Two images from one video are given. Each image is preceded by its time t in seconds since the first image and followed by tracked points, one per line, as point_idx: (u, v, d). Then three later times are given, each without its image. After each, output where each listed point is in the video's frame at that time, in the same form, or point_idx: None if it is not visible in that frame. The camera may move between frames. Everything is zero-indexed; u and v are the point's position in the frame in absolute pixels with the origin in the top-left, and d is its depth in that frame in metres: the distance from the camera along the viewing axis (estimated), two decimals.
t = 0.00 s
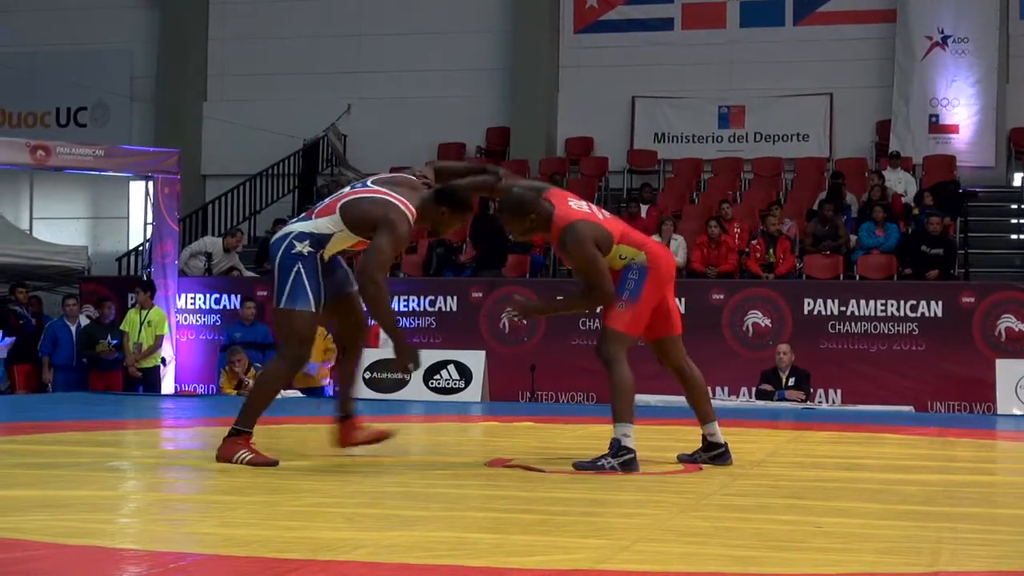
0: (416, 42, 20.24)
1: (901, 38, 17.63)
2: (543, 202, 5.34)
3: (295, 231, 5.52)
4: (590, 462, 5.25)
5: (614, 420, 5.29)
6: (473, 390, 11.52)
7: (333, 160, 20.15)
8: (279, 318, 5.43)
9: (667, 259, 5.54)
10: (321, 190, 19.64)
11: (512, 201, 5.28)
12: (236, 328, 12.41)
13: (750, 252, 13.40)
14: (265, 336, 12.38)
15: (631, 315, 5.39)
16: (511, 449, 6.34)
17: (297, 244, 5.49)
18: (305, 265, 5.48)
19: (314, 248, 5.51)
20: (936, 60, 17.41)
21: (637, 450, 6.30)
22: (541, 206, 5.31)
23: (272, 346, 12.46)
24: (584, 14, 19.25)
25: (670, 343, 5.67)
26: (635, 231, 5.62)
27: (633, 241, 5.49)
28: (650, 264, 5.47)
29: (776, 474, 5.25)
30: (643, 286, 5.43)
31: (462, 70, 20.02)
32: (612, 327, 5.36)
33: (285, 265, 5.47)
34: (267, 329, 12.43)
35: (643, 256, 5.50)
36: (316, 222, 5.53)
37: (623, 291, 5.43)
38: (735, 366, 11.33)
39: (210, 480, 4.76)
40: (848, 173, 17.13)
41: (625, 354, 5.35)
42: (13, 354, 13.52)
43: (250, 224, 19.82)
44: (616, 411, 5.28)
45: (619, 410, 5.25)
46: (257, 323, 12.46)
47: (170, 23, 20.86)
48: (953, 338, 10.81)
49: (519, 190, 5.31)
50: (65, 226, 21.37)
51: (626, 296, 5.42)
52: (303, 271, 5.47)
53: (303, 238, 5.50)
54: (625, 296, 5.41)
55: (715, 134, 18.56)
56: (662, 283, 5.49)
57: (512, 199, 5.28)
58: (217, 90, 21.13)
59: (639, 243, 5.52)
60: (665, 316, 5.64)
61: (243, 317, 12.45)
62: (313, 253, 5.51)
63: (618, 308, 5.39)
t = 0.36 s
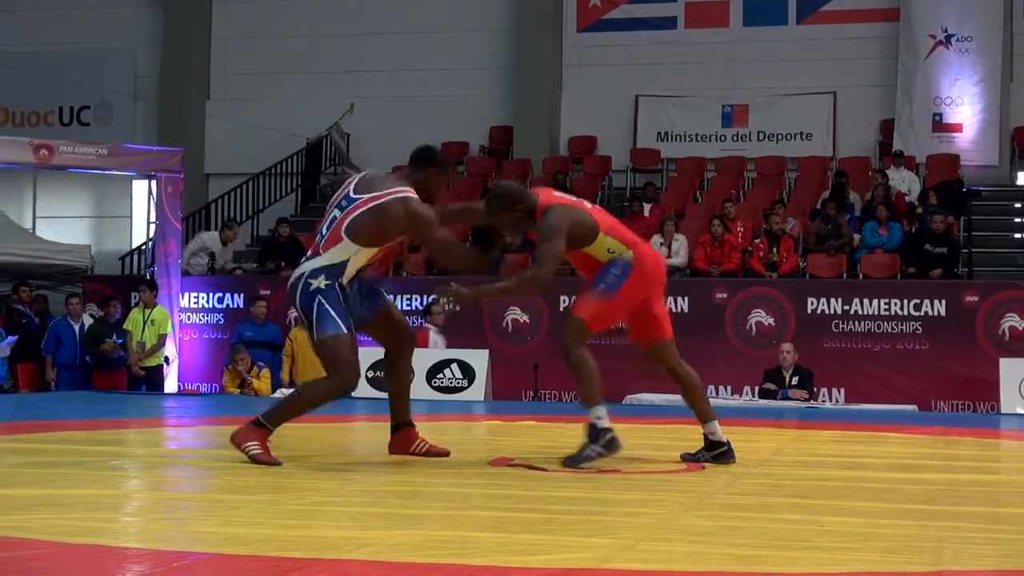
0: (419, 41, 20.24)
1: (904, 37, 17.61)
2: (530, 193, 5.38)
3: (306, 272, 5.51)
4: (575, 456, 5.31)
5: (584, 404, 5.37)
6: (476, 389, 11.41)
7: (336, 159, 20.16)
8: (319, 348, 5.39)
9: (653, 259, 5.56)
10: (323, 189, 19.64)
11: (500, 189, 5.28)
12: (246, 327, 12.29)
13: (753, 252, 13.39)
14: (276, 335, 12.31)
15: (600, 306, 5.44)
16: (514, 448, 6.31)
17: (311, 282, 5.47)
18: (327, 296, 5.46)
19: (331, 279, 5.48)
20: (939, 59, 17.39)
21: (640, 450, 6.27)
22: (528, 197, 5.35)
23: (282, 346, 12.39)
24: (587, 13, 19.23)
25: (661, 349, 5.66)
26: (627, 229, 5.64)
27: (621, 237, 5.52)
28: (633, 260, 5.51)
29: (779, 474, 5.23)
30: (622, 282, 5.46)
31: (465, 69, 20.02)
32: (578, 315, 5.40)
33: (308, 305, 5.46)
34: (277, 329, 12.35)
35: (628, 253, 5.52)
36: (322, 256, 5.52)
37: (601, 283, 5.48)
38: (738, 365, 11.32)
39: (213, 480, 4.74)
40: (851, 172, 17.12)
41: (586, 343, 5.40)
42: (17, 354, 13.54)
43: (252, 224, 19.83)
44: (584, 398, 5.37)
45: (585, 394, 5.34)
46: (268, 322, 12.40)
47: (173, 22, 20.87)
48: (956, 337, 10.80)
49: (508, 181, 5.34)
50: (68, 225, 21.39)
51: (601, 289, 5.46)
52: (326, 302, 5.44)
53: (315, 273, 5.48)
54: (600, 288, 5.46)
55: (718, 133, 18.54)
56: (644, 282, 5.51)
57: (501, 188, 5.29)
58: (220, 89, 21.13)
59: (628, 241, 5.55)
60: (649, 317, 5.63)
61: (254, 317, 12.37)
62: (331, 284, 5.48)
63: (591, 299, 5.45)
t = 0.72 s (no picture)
0: (422, 41, 20.25)
1: (908, 37, 17.60)
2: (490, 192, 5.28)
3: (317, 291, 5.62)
4: (503, 460, 5.30)
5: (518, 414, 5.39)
6: (479, 389, 11.42)
7: (339, 159, 20.16)
8: (320, 363, 5.49)
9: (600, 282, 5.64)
10: (326, 189, 19.64)
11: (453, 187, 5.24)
12: (246, 327, 12.28)
13: (756, 252, 13.37)
14: (274, 335, 12.28)
15: (547, 325, 5.51)
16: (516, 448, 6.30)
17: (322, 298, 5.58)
18: (329, 312, 5.55)
19: (336, 298, 5.58)
20: (942, 59, 17.40)
21: (641, 450, 6.26)
22: (485, 194, 5.25)
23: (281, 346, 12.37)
24: (590, 13, 19.23)
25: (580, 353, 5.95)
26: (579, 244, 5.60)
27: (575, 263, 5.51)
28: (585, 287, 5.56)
29: (781, 474, 5.23)
30: (574, 305, 5.54)
31: (468, 70, 20.02)
32: (524, 328, 5.46)
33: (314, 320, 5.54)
34: (276, 329, 12.33)
35: (583, 278, 5.55)
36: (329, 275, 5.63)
37: (552, 301, 5.51)
38: (742, 365, 11.32)
39: (216, 480, 4.75)
40: (855, 172, 17.10)
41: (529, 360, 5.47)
42: (19, 354, 13.57)
43: (255, 224, 19.85)
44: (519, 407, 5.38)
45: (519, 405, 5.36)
46: (266, 322, 12.39)
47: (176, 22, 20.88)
48: (959, 337, 10.80)
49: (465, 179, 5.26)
50: (71, 225, 21.41)
51: (551, 308, 5.51)
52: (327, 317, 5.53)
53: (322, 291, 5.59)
54: (551, 308, 5.50)
55: (721, 133, 18.53)
56: (590, 303, 5.62)
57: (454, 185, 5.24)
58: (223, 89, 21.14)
59: (581, 264, 5.54)
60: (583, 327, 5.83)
61: (252, 316, 12.38)
62: (336, 303, 5.57)
63: (542, 316, 5.49)
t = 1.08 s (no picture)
0: (425, 41, 20.25)
1: (911, 36, 17.56)
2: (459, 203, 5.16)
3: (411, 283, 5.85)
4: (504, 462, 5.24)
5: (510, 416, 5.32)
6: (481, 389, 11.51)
7: (341, 159, 20.18)
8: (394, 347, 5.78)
9: (565, 283, 5.46)
10: (329, 189, 19.66)
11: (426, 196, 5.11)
12: (239, 327, 12.42)
13: (758, 252, 13.35)
14: (267, 333, 12.44)
15: (511, 331, 5.34)
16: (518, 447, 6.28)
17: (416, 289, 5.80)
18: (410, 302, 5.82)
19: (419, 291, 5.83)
20: (945, 58, 17.39)
21: (645, 449, 6.25)
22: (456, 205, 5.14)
23: (275, 343, 12.53)
24: (593, 12, 19.22)
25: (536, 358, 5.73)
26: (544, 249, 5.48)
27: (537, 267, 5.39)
28: (548, 289, 5.40)
29: (785, 474, 5.22)
30: (536, 309, 5.35)
31: (470, 70, 20.02)
32: (488, 336, 5.32)
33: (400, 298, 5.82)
34: (268, 327, 12.50)
35: (543, 280, 5.40)
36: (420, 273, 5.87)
37: (514, 306, 5.34)
38: (745, 364, 11.31)
39: (218, 480, 4.74)
40: (858, 172, 17.10)
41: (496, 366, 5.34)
42: (21, 353, 13.58)
43: (258, 224, 19.88)
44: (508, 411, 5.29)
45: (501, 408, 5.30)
46: (258, 321, 12.53)
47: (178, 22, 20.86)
48: (962, 336, 10.79)
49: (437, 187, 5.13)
50: (74, 224, 21.44)
51: (514, 312, 5.34)
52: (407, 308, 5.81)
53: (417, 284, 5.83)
54: (514, 311, 5.33)
55: (723, 133, 18.54)
56: (556, 307, 5.43)
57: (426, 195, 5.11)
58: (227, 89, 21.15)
59: (540, 267, 5.41)
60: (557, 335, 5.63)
61: (244, 316, 12.49)
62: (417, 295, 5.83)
63: (504, 321, 5.33)
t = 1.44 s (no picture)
0: (428, 41, 20.24)
1: (912, 36, 17.57)
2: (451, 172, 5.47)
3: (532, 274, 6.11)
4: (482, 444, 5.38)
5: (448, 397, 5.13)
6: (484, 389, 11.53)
7: (343, 159, 20.20)
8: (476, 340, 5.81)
9: (461, 257, 4.99)
10: (331, 189, 19.66)
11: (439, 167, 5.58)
12: (232, 329, 12.49)
13: (760, 251, 13.33)
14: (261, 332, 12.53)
15: (408, 317, 5.09)
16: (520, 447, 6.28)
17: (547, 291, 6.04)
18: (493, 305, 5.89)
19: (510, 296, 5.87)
20: (946, 58, 17.39)
21: (648, 449, 6.25)
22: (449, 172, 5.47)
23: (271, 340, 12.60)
24: (595, 12, 19.21)
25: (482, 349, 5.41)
26: (466, 223, 5.08)
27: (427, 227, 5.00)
28: (432, 256, 4.99)
29: (788, 474, 5.22)
30: (420, 285, 5.02)
31: (472, 70, 20.02)
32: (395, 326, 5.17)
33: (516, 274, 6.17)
34: (261, 325, 12.56)
35: (432, 249, 5.00)
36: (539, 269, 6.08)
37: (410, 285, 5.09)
38: (746, 364, 11.31)
39: (220, 480, 4.75)
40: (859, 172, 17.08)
41: (416, 356, 5.18)
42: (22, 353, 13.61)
43: (260, 223, 19.88)
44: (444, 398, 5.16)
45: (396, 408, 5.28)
46: (250, 321, 12.58)
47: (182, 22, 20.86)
48: (963, 336, 10.79)
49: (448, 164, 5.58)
50: (76, 224, 21.45)
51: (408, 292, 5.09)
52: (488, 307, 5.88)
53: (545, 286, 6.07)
54: (408, 293, 5.09)
55: (725, 133, 18.55)
56: (439, 281, 4.98)
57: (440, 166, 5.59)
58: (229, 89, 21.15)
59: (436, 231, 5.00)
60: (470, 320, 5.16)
61: (235, 316, 12.51)
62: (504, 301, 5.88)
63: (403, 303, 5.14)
